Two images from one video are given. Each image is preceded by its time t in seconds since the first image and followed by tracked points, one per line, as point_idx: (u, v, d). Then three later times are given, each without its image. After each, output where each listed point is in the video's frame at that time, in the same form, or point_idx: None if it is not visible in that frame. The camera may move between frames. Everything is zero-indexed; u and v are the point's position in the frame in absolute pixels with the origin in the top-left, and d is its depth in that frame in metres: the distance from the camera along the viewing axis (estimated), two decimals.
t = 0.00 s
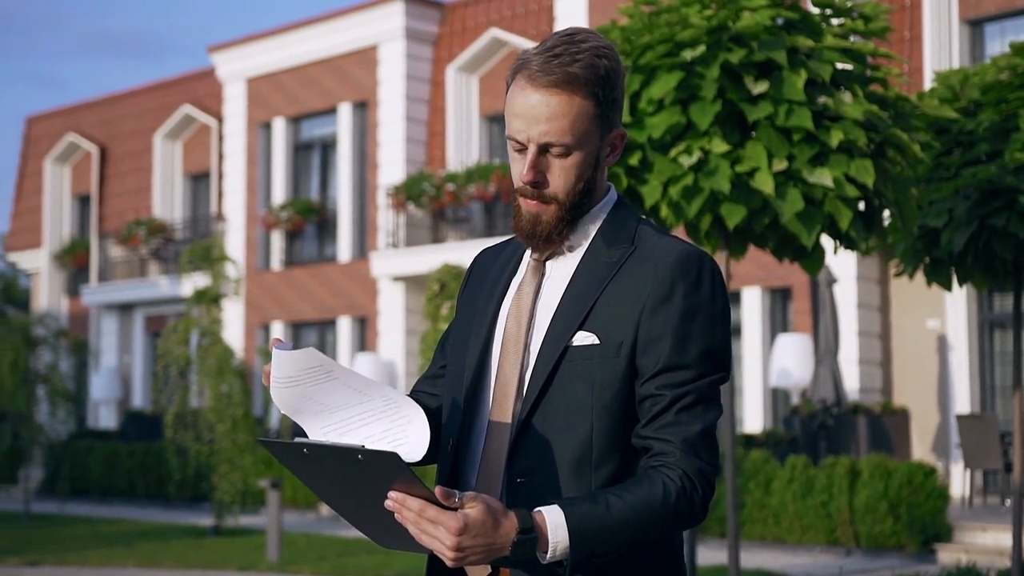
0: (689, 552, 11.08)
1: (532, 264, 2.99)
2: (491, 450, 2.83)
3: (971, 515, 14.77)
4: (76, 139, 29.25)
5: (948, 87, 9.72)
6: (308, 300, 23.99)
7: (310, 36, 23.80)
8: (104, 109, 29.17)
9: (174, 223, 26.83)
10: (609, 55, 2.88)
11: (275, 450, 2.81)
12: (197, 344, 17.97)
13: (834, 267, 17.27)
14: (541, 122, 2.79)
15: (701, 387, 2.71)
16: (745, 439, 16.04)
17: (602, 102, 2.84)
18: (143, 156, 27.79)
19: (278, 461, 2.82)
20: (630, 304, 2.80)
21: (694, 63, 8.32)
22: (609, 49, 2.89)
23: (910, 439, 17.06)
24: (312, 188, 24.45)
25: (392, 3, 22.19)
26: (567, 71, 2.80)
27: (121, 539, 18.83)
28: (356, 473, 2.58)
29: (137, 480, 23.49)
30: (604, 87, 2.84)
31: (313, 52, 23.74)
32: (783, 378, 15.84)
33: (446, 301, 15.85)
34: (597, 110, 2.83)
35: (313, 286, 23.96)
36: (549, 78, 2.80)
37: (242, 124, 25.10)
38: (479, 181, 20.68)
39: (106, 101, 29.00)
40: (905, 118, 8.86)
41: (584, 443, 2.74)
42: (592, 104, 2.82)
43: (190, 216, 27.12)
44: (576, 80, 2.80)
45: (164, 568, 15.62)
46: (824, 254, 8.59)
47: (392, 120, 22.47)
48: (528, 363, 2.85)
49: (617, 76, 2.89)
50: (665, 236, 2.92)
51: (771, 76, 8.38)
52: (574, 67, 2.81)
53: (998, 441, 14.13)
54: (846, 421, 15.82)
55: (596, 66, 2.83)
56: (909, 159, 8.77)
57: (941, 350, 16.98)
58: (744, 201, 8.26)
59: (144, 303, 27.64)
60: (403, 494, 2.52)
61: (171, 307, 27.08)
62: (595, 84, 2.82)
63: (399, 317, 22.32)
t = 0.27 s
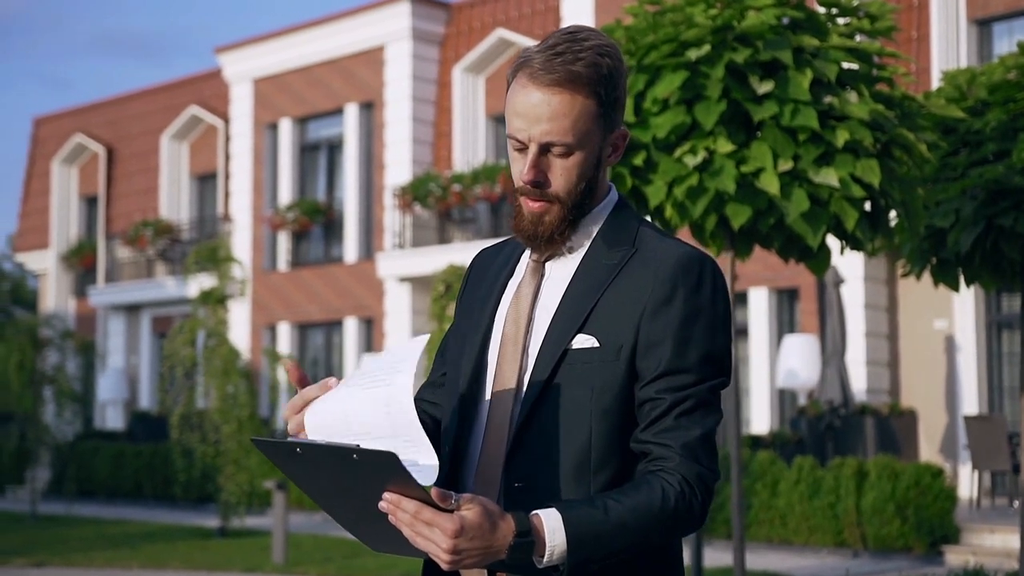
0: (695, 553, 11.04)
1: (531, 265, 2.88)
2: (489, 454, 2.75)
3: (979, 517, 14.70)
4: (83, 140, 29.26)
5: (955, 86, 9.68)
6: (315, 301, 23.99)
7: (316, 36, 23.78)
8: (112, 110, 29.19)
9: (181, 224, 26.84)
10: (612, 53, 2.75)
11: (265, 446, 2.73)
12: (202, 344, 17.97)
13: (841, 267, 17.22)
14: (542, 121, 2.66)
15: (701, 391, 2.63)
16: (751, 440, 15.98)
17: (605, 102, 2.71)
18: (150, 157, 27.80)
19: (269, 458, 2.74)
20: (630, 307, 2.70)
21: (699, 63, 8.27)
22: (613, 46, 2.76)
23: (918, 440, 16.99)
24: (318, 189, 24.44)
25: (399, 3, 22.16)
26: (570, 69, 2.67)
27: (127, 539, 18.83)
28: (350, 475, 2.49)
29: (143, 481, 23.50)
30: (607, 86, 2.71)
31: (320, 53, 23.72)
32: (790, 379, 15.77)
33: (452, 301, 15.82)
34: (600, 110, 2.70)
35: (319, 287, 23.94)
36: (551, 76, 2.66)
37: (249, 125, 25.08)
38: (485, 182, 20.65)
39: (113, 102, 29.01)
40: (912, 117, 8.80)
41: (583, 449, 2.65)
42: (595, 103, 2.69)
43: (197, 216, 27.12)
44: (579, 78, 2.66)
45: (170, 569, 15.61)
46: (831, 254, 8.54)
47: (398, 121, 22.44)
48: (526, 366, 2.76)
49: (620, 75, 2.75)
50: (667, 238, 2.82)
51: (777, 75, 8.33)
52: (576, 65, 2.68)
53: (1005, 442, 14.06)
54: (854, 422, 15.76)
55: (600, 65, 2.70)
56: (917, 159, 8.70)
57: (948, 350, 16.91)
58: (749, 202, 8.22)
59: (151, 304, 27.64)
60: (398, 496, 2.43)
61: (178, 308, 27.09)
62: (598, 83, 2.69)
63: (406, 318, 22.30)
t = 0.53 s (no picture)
0: (698, 553, 11.01)
1: (527, 263, 2.83)
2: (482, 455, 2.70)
3: (984, 517, 14.64)
4: (87, 140, 29.25)
5: (958, 85, 9.66)
6: (319, 300, 23.97)
7: (320, 36, 23.76)
8: (115, 109, 29.17)
9: (185, 224, 26.82)
10: (612, 50, 2.71)
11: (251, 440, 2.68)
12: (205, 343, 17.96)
13: (845, 267, 17.16)
14: (538, 118, 2.62)
15: (699, 392, 2.59)
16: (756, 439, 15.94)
17: (604, 99, 2.66)
18: (154, 156, 27.79)
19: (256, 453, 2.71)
20: (626, 307, 2.65)
21: (701, 61, 8.24)
22: (612, 43, 2.72)
23: (922, 439, 16.94)
24: (322, 188, 24.42)
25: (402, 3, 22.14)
26: (568, 65, 2.63)
27: (130, 539, 18.79)
28: (342, 474, 2.46)
29: (147, 481, 23.49)
30: (606, 83, 2.66)
31: (323, 52, 23.70)
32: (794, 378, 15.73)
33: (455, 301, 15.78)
34: (598, 106, 2.65)
35: (323, 286, 23.92)
36: (549, 73, 2.62)
37: (253, 124, 25.06)
38: (489, 181, 20.62)
39: (117, 101, 29.00)
40: (915, 115, 8.76)
41: (577, 453, 2.61)
42: (594, 101, 2.64)
43: (201, 216, 27.11)
44: (577, 74, 2.62)
45: (173, 569, 15.58)
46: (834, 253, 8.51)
47: (402, 120, 22.41)
48: (521, 366, 2.71)
49: (620, 72, 2.71)
50: (665, 236, 2.76)
51: (779, 73, 8.29)
52: (574, 61, 2.64)
53: (1010, 441, 14.01)
54: (858, 422, 15.71)
55: (598, 62, 2.66)
56: (920, 158, 8.65)
57: (953, 350, 16.86)
58: (751, 200, 8.19)
59: (155, 303, 27.63)
60: (390, 494, 2.40)
61: (182, 308, 27.07)
62: (597, 79, 2.64)
63: (409, 318, 22.27)
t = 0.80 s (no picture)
0: (700, 552, 10.97)
1: (517, 260, 2.79)
2: (471, 455, 2.67)
3: (987, 515, 14.58)
4: (89, 139, 29.23)
5: (960, 82, 9.61)
6: (321, 299, 23.94)
7: (322, 34, 23.73)
8: (117, 108, 29.13)
9: (187, 222, 26.80)
10: (604, 43, 2.67)
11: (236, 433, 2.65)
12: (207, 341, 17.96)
13: (847, 265, 17.09)
14: (529, 111, 2.58)
15: (691, 392, 2.55)
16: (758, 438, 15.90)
17: (595, 94, 2.62)
18: (156, 155, 27.77)
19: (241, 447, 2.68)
20: (617, 305, 2.62)
21: (700, 57, 8.21)
22: (605, 36, 2.68)
23: (925, 438, 16.88)
24: (324, 187, 24.39)
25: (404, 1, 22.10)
26: (558, 59, 2.59)
27: (132, 538, 18.77)
28: (328, 470, 2.43)
29: (149, 480, 23.48)
30: (598, 76, 2.63)
31: (325, 50, 23.66)
32: (797, 377, 15.66)
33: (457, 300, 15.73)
34: (590, 100, 2.62)
35: (325, 285, 23.90)
36: (539, 66, 2.59)
37: (255, 123, 25.02)
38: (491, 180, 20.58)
39: (119, 100, 28.97)
40: (916, 112, 8.71)
41: (567, 452, 2.58)
42: (585, 95, 2.61)
43: (203, 215, 27.08)
44: (567, 68, 2.59)
45: (175, 568, 15.56)
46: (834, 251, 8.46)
47: (404, 118, 22.38)
48: (510, 363, 2.67)
49: (612, 66, 2.68)
50: (657, 233, 2.72)
51: (779, 69, 8.25)
52: (565, 55, 2.60)
53: (1013, 439, 13.95)
54: (861, 420, 15.66)
55: (589, 55, 2.62)
56: (921, 155, 8.61)
57: (956, 348, 16.81)
58: (751, 198, 8.15)
59: (157, 302, 27.61)
60: (377, 492, 2.36)
61: (184, 307, 27.05)
62: (588, 73, 2.61)
63: (412, 316, 22.24)
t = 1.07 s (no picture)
0: (703, 552, 10.93)
1: (505, 260, 2.76)
2: (458, 458, 2.64)
3: (993, 516, 14.51)
4: (94, 140, 29.23)
5: (964, 81, 9.55)
6: (325, 300, 23.92)
7: (326, 35, 23.69)
8: (122, 109, 29.13)
9: (192, 223, 26.80)
10: (591, 40, 2.63)
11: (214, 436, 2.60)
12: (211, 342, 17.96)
13: (852, 266, 17.03)
14: (514, 110, 2.54)
15: (680, 395, 2.51)
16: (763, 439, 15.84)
17: (582, 91, 2.58)
18: (160, 156, 27.76)
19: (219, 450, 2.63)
20: (605, 307, 2.58)
21: (702, 56, 8.16)
22: (591, 32, 2.64)
23: (931, 440, 16.82)
24: (328, 188, 24.37)
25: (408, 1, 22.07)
26: (543, 57, 2.55)
27: (136, 539, 18.74)
28: (308, 474, 2.40)
29: (153, 481, 23.47)
30: (584, 74, 2.59)
31: (329, 51, 23.64)
32: (802, 378, 15.60)
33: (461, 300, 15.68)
34: (576, 99, 2.57)
35: (329, 286, 23.88)
36: (524, 64, 2.54)
37: (259, 124, 25.00)
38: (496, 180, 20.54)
39: (124, 101, 28.97)
40: (919, 112, 8.66)
41: (554, 456, 2.54)
42: (571, 93, 2.56)
43: (208, 215, 27.08)
44: (553, 65, 2.54)
45: (178, 569, 15.52)
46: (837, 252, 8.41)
47: (408, 119, 22.35)
48: (497, 366, 2.64)
49: (599, 62, 2.63)
50: (646, 232, 2.68)
51: (781, 69, 8.20)
52: (550, 52, 2.56)
53: (1019, 440, 13.88)
54: (866, 421, 15.60)
55: (576, 52, 2.58)
56: (924, 154, 8.55)
57: (961, 348, 16.75)
58: (753, 198, 8.11)
59: (161, 303, 27.61)
60: (359, 495, 2.32)
61: (188, 308, 27.05)
62: (574, 70, 2.57)
63: (416, 317, 22.20)
